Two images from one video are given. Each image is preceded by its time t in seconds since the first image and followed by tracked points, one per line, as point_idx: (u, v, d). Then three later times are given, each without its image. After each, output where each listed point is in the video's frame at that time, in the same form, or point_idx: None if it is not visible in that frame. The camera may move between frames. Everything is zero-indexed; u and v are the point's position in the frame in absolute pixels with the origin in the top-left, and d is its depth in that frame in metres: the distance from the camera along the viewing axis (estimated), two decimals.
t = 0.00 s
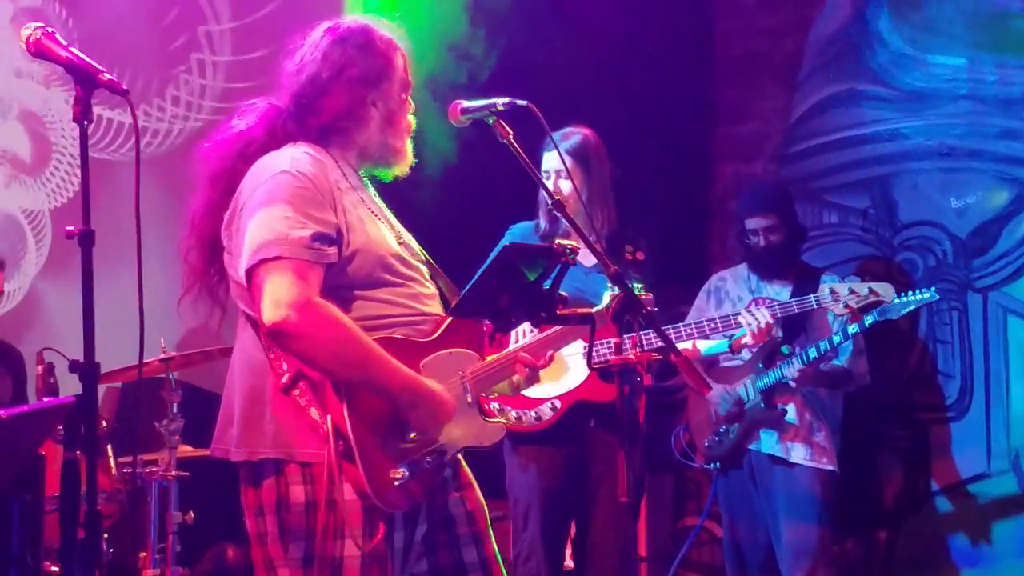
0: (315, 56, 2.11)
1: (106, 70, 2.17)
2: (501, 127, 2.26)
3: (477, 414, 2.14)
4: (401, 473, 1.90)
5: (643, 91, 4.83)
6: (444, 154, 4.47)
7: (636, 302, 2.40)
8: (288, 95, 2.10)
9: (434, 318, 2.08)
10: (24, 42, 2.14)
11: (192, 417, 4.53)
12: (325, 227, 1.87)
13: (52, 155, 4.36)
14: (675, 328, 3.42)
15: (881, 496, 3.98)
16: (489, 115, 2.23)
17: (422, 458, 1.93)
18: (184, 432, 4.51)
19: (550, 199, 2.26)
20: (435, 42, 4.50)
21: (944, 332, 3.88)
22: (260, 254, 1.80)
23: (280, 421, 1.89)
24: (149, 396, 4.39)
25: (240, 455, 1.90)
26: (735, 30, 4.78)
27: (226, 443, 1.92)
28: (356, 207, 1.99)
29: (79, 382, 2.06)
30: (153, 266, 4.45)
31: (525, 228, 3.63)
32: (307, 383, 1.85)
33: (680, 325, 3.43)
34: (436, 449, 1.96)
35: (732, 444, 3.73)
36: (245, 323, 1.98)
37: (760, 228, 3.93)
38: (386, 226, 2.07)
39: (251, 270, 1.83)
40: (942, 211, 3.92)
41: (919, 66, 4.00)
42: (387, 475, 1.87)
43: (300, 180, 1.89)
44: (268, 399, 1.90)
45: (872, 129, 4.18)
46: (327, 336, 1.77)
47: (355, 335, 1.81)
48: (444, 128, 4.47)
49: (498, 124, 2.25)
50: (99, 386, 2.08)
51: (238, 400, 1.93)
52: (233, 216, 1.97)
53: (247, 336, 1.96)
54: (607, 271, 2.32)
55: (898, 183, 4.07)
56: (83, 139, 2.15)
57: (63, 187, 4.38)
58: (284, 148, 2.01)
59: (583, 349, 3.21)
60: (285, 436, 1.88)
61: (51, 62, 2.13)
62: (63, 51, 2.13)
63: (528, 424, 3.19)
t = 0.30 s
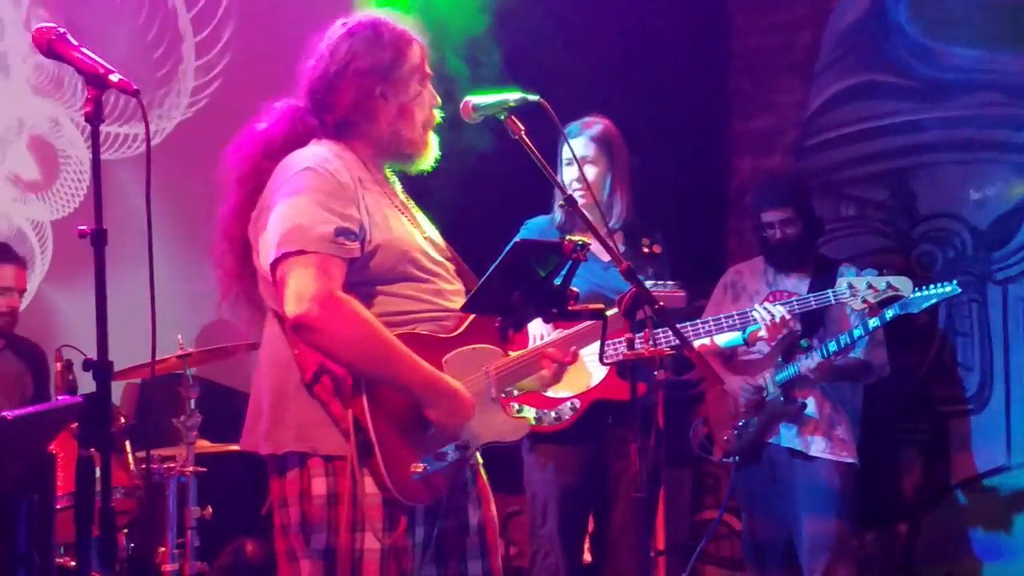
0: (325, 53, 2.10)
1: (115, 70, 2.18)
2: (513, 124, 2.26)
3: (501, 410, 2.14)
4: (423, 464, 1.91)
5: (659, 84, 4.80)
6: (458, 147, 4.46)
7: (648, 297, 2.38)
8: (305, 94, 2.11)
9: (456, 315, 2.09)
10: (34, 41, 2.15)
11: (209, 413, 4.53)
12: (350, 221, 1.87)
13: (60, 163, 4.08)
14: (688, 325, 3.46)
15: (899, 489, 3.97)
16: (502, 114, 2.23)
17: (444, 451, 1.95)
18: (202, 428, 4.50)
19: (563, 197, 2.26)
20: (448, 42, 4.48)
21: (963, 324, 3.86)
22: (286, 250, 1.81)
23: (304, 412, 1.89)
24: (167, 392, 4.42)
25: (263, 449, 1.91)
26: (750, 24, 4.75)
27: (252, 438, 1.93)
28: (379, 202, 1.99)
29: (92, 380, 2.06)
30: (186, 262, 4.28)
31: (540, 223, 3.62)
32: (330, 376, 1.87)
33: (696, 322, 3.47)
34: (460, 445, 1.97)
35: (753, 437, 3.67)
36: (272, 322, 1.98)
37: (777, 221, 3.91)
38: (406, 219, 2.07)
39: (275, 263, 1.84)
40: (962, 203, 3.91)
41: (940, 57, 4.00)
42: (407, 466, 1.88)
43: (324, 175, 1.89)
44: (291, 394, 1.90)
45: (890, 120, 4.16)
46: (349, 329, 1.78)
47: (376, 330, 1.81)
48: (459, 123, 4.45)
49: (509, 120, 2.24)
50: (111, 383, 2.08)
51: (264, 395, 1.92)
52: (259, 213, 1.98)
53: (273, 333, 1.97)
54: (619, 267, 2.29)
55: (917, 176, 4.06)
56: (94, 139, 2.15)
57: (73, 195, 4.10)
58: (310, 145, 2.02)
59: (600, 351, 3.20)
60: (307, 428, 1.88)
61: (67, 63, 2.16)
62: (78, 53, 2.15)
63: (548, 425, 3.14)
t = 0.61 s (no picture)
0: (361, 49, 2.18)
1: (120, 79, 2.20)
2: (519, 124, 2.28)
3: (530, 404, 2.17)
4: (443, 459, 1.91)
5: (668, 80, 4.79)
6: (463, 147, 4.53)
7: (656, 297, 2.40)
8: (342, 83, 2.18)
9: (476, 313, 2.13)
10: (39, 50, 2.16)
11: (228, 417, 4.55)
12: (359, 225, 1.92)
13: (63, 186, 4.08)
14: (702, 322, 3.23)
15: (915, 482, 3.95)
16: (505, 114, 2.23)
17: (468, 445, 1.95)
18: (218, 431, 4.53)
19: (571, 194, 2.27)
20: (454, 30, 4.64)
21: (977, 315, 3.89)
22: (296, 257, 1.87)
23: (329, 415, 1.93)
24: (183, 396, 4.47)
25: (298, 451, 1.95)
26: (759, 21, 4.69)
27: (284, 441, 1.97)
28: (394, 204, 2.02)
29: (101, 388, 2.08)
30: (190, 262, 4.33)
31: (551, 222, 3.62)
32: (346, 384, 1.92)
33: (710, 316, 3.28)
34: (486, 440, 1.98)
35: (769, 429, 3.66)
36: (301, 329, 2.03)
37: (789, 217, 3.92)
38: (436, 221, 2.10)
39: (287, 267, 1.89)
40: (974, 195, 3.94)
41: (948, 50, 4.05)
42: (427, 464, 1.90)
43: (337, 181, 1.94)
44: (317, 398, 1.95)
45: (900, 113, 4.18)
46: (358, 332, 1.83)
47: (383, 331, 1.85)
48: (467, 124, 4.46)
49: (516, 121, 2.26)
50: (121, 390, 2.10)
51: (294, 395, 1.97)
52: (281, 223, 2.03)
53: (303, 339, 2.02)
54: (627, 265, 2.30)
55: (928, 168, 4.07)
56: (99, 147, 2.17)
57: (77, 213, 4.12)
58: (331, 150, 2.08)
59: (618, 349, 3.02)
60: (332, 430, 1.92)
61: (72, 72, 2.18)
62: (84, 63, 2.17)
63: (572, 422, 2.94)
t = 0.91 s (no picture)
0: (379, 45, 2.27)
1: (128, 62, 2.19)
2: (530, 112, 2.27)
3: (539, 393, 2.12)
4: (442, 446, 1.95)
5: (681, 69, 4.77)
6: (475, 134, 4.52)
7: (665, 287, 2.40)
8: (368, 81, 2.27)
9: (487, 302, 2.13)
10: (47, 34, 2.17)
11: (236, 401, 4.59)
12: (369, 214, 1.96)
13: (64, 182, 4.35)
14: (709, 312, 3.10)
15: (925, 475, 3.94)
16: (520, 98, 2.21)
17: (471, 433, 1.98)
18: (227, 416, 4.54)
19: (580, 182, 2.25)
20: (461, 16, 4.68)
21: (989, 308, 3.87)
22: (304, 245, 1.94)
23: (341, 399, 1.99)
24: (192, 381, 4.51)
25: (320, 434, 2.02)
26: (776, 9, 4.72)
27: (307, 422, 2.05)
28: (412, 190, 2.04)
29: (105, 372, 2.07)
30: (196, 248, 4.64)
31: (559, 210, 3.60)
32: (354, 370, 1.97)
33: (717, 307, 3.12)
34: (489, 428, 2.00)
35: (777, 420, 3.66)
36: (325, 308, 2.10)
37: (800, 208, 3.90)
38: (454, 209, 2.11)
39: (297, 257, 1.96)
40: (989, 186, 3.92)
41: (964, 40, 4.02)
42: (425, 450, 1.94)
43: (349, 172, 1.97)
44: (330, 378, 2.01)
45: (913, 104, 4.15)
46: (357, 322, 1.89)
47: (382, 320, 1.90)
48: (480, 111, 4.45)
49: (525, 109, 2.25)
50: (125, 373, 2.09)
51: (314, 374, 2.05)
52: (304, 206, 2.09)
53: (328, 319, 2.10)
54: (635, 254, 2.29)
55: (943, 159, 4.05)
56: (106, 130, 2.16)
57: (77, 207, 4.38)
58: (357, 139, 2.10)
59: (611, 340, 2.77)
60: (344, 415, 1.98)
61: (77, 54, 2.17)
62: (90, 46, 2.16)
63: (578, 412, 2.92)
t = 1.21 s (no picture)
0: (408, 34, 2.23)
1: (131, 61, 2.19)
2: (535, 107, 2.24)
3: (546, 391, 2.11)
4: (443, 444, 1.95)
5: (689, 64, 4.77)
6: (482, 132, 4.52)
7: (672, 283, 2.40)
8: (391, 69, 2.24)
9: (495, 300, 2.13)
10: (52, 36, 2.19)
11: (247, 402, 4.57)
12: (377, 210, 1.98)
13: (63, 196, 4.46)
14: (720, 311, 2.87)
15: (937, 470, 3.93)
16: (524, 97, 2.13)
17: (476, 431, 1.98)
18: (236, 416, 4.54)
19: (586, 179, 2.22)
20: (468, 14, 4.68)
21: (999, 301, 3.85)
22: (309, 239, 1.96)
23: (349, 393, 2.01)
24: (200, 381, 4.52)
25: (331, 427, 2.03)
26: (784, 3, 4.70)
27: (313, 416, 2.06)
28: (425, 186, 2.06)
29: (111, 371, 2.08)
30: (207, 239, 4.70)
31: (567, 207, 3.60)
32: (360, 366, 2.00)
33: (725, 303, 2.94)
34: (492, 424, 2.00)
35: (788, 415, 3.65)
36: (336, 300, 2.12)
37: (815, 200, 3.90)
38: (466, 203, 2.12)
39: (304, 251, 1.98)
40: (996, 179, 3.90)
41: (970, 32, 4.01)
42: (424, 447, 1.94)
43: (355, 167, 1.99)
44: (340, 373, 2.04)
45: (920, 98, 4.14)
46: (354, 316, 1.90)
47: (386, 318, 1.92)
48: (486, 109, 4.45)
49: (530, 106, 2.23)
50: (131, 372, 2.10)
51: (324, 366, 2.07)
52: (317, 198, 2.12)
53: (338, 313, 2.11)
54: (641, 249, 2.29)
55: (951, 152, 4.04)
56: (111, 130, 2.17)
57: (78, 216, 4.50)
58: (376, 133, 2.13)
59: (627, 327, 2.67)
60: (351, 408, 2.00)
61: (82, 54, 2.18)
62: (94, 46, 2.17)
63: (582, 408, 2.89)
